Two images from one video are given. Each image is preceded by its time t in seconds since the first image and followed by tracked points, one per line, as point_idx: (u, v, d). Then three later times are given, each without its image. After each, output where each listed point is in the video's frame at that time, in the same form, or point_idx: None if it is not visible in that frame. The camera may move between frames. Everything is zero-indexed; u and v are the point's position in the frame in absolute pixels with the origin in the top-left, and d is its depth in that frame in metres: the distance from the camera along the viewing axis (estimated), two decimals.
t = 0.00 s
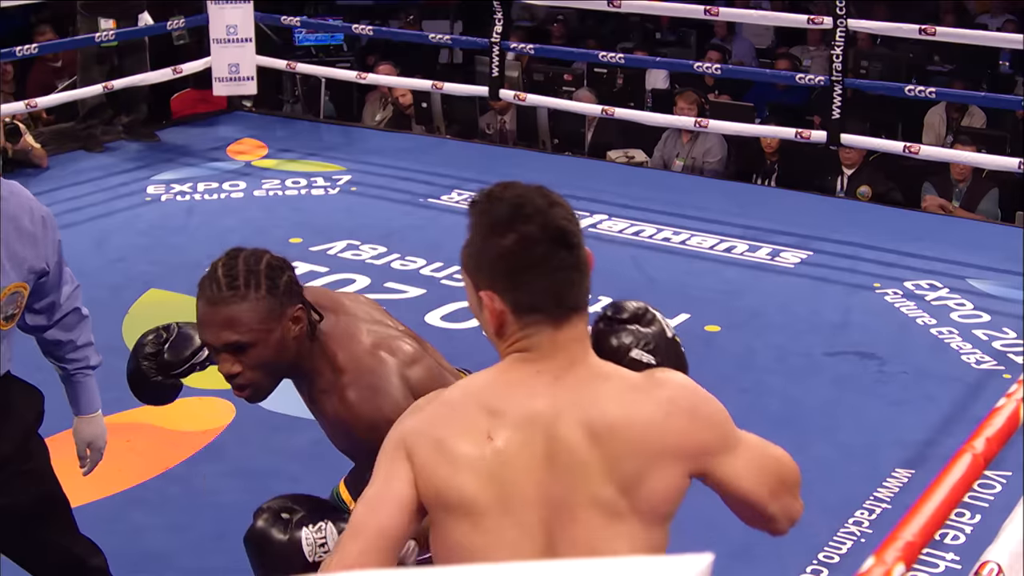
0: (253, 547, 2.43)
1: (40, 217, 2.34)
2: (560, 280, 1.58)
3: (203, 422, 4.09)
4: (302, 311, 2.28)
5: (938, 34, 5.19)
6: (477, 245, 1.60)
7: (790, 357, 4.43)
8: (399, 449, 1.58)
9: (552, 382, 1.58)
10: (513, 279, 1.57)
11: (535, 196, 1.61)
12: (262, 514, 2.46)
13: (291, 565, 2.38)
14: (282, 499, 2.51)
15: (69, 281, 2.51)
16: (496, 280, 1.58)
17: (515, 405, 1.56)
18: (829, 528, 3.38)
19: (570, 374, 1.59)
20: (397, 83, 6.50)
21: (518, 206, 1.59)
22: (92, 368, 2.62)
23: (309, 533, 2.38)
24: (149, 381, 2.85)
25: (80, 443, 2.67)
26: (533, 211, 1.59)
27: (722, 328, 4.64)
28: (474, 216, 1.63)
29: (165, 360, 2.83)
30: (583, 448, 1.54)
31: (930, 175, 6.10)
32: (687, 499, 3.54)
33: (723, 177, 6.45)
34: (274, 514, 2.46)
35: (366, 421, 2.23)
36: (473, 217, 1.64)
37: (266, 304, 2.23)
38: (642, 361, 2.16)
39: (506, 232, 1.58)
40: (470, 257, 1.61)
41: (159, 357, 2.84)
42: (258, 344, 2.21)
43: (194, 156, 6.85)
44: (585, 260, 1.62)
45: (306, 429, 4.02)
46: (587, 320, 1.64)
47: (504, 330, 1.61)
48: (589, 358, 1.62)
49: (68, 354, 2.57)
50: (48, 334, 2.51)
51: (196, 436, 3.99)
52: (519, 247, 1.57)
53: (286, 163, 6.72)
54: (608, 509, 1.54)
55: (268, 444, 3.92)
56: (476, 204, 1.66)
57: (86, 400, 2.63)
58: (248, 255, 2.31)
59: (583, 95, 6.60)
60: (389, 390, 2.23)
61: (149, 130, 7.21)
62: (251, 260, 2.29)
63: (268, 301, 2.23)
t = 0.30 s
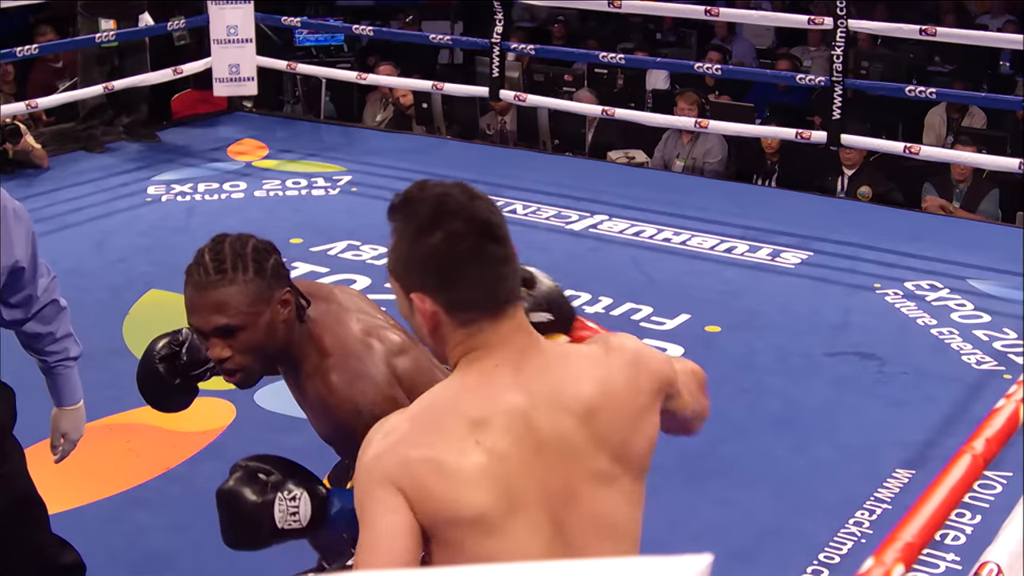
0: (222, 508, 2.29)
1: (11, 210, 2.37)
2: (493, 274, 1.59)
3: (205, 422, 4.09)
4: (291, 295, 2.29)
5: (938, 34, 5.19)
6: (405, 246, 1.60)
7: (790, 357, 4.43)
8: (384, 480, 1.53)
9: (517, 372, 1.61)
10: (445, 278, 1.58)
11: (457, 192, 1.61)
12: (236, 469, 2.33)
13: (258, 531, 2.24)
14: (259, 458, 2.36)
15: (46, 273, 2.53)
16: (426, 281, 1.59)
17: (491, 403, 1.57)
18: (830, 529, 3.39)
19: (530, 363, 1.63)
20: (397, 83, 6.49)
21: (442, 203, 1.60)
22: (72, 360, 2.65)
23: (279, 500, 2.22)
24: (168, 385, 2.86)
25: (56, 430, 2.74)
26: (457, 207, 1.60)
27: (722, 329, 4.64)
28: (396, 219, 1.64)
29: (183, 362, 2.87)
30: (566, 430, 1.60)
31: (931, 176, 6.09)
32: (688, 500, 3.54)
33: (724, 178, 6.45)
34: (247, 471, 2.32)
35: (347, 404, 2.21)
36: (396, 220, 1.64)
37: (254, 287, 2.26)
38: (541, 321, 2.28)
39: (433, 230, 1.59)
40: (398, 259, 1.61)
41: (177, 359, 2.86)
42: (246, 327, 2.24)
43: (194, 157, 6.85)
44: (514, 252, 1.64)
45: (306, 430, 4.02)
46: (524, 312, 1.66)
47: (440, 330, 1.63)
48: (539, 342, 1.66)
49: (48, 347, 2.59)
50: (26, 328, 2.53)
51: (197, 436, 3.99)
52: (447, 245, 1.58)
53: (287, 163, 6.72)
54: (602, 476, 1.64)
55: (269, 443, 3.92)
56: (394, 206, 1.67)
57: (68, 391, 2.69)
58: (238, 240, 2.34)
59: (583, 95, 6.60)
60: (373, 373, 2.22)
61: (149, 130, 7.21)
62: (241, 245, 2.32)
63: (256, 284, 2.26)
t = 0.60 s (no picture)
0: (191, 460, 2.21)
1: None
2: (444, 282, 1.70)
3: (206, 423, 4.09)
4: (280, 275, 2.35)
5: (940, 34, 5.18)
6: (352, 266, 1.71)
7: (791, 357, 4.43)
8: (439, 514, 1.60)
9: (503, 369, 1.75)
10: (398, 293, 1.67)
11: (395, 208, 1.72)
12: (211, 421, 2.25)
13: (226, 488, 2.16)
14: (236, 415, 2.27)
15: (24, 265, 2.53)
16: (377, 298, 1.68)
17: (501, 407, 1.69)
18: (831, 529, 3.39)
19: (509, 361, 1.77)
20: (399, 83, 6.49)
21: (381, 219, 1.71)
22: (52, 353, 2.66)
23: (250, 457, 2.16)
24: (182, 377, 2.77)
25: (32, 421, 2.74)
26: (396, 221, 1.71)
27: (723, 329, 4.64)
28: (342, 241, 1.74)
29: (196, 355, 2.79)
30: (560, 415, 1.77)
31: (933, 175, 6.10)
32: (690, 500, 3.54)
33: (725, 178, 6.45)
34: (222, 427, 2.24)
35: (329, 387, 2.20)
36: (342, 243, 1.74)
37: (244, 266, 2.31)
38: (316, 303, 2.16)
39: (377, 247, 1.70)
40: (348, 279, 1.72)
41: (192, 351, 2.79)
42: (237, 304, 2.28)
43: (196, 156, 6.85)
44: (457, 258, 1.75)
45: (308, 430, 4.02)
46: (479, 315, 1.77)
47: (396, 343, 1.72)
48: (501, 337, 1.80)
49: (24, 338, 2.59)
50: (4, 318, 2.54)
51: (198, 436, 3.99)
52: (392, 259, 1.68)
53: (289, 163, 6.72)
54: (595, 442, 1.85)
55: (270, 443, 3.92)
56: (335, 230, 1.77)
57: (49, 383, 2.68)
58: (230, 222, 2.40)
59: (586, 95, 6.61)
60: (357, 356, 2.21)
61: (151, 130, 7.21)
62: (232, 224, 2.38)
63: (246, 263, 2.31)
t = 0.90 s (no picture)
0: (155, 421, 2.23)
1: None
2: (427, 300, 1.71)
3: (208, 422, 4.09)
4: (252, 263, 2.25)
5: (944, 34, 5.17)
6: (334, 296, 1.72)
7: (794, 357, 4.43)
8: (511, 508, 1.61)
9: (501, 358, 1.79)
10: (386, 316, 1.68)
11: (369, 231, 1.73)
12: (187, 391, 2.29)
13: (194, 450, 2.17)
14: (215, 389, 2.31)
15: (6, 257, 2.51)
16: (367, 324, 1.69)
17: (519, 398, 1.74)
18: (834, 529, 3.39)
19: (500, 352, 1.81)
20: (403, 82, 6.48)
21: (357, 245, 1.71)
22: (30, 346, 2.66)
23: (220, 417, 2.19)
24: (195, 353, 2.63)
25: (9, 415, 2.75)
26: (373, 245, 1.72)
27: (727, 329, 4.64)
28: (320, 272, 1.75)
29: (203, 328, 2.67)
30: (558, 395, 1.83)
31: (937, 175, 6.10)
32: (693, 500, 3.54)
33: (729, 177, 6.44)
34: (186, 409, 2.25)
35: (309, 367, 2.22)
36: (321, 275, 1.74)
37: (208, 248, 2.23)
38: (134, 395, 2.22)
39: (357, 274, 1.70)
40: (331, 311, 1.72)
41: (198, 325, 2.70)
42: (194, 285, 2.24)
43: (200, 156, 6.86)
44: (434, 272, 1.76)
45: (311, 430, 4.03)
46: (463, 322, 1.79)
47: (389, 365, 1.73)
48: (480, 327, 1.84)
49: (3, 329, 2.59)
50: None
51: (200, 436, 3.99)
52: (375, 283, 1.69)
53: (292, 162, 6.72)
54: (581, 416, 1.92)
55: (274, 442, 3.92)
56: (309, 263, 1.77)
57: (26, 376, 2.70)
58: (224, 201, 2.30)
59: (589, 94, 6.62)
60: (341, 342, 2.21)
61: (155, 129, 7.22)
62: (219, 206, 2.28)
63: (212, 246, 2.23)
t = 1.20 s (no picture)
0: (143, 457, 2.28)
1: None
2: (419, 314, 1.75)
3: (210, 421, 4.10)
4: (228, 239, 2.32)
5: (949, 33, 5.17)
6: (324, 311, 1.73)
7: (799, 357, 4.42)
8: (548, 489, 1.66)
9: (481, 357, 1.86)
10: (380, 329, 1.72)
11: (360, 247, 1.77)
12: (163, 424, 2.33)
13: (179, 476, 2.11)
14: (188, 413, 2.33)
15: None
16: (360, 337, 1.72)
17: (517, 393, 1.80)
18: (838, 529, 3.39)
19: (482, 355, 1.86)
20: (407, 82, 6.48)
21: (350, 260, 1.75)
22: (8, 342, 2.65)
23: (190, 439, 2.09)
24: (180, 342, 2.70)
25: None
26: (365, 260, 1.75)
27: (731, 329, 4.64)
28: (308, 288, 1.76)
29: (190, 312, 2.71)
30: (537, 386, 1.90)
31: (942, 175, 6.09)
32: (697, 500, 3.54)
33: (734, 177, 6.44)
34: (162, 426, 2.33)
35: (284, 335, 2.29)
36: (308, 291, 1.76)
37: (186, 221, 2.32)
38: (50, 492, 1.97)
39: (350, 288, 1.73)
40: (321, 325, 1.74)
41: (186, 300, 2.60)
42: (171, 257, 2.32)
43: (204, 155, 6.86)
44: (420, 287, 1.81)
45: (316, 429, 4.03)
46: (449, 332, 1.84)
47: (377, 378, 1.75)
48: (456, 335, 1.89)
49: None
50: None
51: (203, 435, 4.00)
52: (369, 297, 1.72)
53: (297, 162, 6.72)
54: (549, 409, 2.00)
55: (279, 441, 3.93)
56: (295, 280, 1.78)
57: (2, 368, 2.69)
58: (209, 178, 2.39)
59: (592, 94, 6.61)
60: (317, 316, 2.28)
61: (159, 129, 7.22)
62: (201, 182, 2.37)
63: (189, 219, 2.32)
